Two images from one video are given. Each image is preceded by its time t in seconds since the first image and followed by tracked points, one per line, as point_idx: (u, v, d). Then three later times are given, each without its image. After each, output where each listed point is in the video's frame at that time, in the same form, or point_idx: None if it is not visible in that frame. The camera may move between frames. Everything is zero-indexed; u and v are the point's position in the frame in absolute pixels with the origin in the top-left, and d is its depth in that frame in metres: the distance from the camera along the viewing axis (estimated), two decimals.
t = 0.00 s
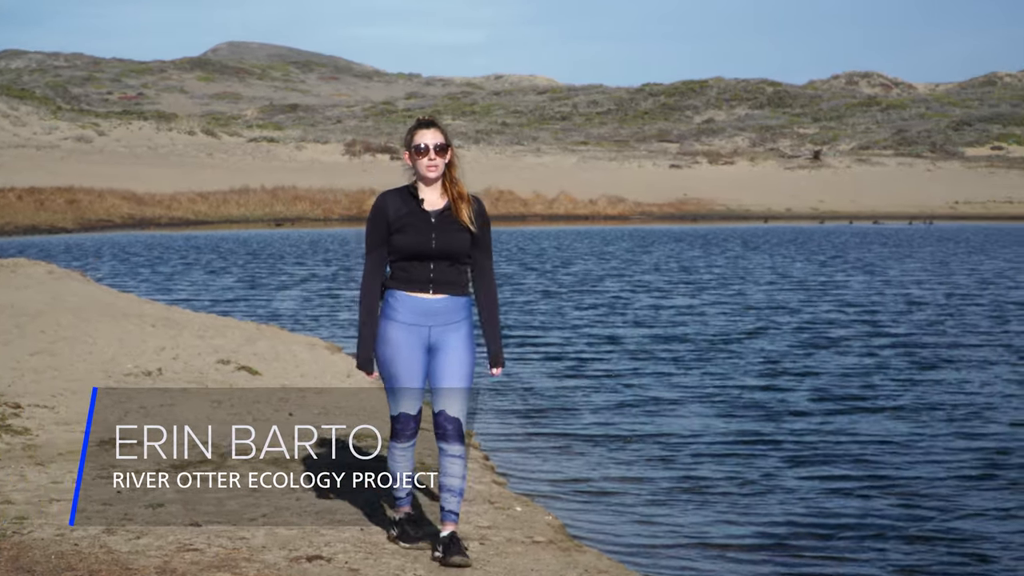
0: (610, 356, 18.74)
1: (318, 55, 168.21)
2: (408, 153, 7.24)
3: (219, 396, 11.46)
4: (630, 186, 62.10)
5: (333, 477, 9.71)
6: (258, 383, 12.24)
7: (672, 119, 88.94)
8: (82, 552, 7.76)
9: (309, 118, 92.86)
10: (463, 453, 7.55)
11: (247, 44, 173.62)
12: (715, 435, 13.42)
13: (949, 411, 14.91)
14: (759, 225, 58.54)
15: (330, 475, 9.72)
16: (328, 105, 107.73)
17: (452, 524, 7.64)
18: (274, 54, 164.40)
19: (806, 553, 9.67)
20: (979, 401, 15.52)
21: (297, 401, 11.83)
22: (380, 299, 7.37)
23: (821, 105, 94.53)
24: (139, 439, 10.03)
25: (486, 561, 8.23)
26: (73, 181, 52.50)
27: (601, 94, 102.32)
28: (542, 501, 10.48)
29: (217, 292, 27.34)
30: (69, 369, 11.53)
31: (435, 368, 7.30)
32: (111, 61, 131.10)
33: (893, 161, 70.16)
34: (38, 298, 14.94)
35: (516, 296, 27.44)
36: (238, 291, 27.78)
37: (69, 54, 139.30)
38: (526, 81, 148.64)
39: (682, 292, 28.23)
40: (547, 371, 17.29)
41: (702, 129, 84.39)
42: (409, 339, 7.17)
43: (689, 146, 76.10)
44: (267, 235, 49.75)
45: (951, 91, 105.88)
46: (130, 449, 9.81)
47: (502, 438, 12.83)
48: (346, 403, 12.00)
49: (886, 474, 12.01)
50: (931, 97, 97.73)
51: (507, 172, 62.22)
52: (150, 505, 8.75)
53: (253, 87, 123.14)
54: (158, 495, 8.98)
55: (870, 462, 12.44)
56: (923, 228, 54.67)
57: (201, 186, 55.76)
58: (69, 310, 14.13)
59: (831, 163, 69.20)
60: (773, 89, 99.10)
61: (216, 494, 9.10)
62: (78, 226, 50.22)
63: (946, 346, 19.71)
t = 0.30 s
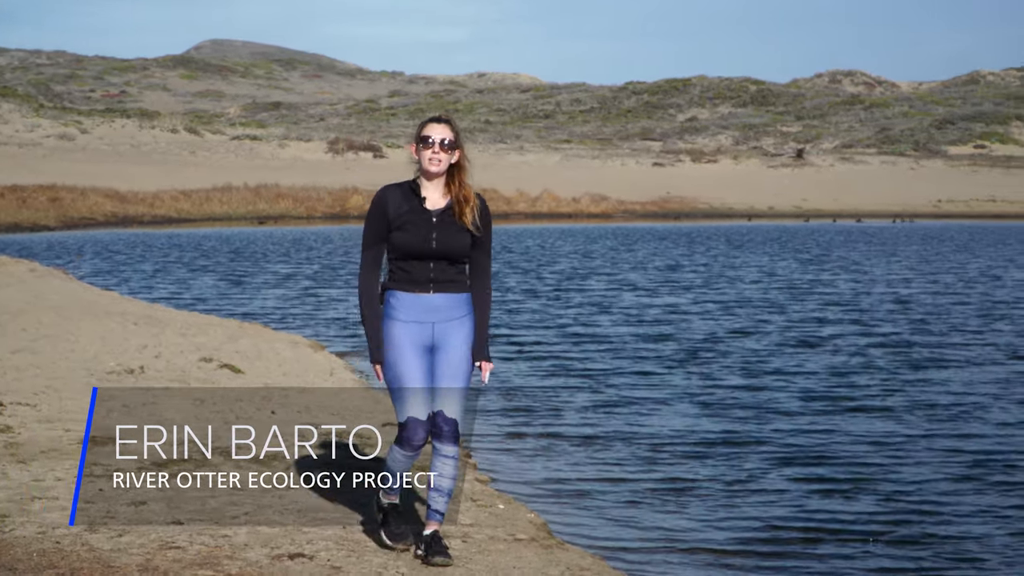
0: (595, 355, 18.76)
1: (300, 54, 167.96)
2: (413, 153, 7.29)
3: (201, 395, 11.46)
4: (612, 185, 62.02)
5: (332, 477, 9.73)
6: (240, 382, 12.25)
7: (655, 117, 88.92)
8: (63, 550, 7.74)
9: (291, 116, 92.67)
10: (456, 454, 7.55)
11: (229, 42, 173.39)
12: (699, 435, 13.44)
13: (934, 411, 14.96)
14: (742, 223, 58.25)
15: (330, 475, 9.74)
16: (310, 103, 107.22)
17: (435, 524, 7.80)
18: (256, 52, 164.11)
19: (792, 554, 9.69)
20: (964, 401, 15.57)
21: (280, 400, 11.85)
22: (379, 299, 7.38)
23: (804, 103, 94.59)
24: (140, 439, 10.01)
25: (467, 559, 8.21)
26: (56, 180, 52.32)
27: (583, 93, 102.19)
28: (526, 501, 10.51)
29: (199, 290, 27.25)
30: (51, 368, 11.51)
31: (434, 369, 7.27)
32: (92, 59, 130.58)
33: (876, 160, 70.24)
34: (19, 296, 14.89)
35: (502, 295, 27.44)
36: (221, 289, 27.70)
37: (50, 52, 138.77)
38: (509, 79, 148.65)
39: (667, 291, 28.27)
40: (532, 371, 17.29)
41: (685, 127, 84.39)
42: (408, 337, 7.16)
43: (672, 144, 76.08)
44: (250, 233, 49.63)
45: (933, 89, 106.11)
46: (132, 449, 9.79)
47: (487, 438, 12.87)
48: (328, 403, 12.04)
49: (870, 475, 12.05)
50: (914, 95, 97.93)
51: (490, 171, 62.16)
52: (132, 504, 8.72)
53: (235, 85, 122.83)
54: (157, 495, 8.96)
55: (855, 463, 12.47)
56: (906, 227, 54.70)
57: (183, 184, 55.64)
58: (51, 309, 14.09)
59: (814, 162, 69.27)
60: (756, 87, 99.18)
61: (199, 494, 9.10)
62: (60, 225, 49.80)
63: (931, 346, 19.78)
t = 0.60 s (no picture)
0: (580, 350, 18.76)
1: (284, 48, 167.95)
2: (413, 144, 7.12)
3: (184, 389, 11.48)
4: (596, 179, 62.09)
5: (333, 477, 9.75)
6: (222, 376, 12.27)
7: (638, 112, 89.08)
8: (45, 545, 7.73)
9: (275, 110, 92.61)
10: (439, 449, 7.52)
11: (215, 36, 173.54)
12: (683, 431, 13.45)
13: (919, 407, 15.01)
14: (725, 216, 58.27)
15: (329, 475, 9.75)
16: (294, 97, 107.09)
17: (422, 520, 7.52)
18: (240, 46, 163.98)
19: (779, 551, 9.71)
20: (950, 396, 15.62)
21: (263, 393, 11.89)
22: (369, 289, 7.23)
23: (788, 97, 94.77)
24: (141, 439, 9.92)
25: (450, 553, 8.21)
26: (39, 173, 52.31)
27: (567, 86, 102.20)
28: (513, 497, 10.56)
29: (182, 284, 27.20)
30: (33, 362, 11.50)
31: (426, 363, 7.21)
32: (76, 52, 130.34)
33: (859, 154, 70.47)
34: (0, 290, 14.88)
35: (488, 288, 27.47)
36: (205, 283, 27.67)
37: (34, 45, 138.48)
38: (492, 72, 148.77)
39: (652, 285, 28.30)
40: (517, 366, 17.29)
41: (669, 121, 84.52)
42: (403, 331, 7.04)
43: (655, 138, 76.22)
44: (233, 227, 49.70)
45: (917, 83, 106.43)
46: (132, 449, 9.71)
47: (470, 433, 12.90)
48: (310, 397, 12.09)
49: (854, 471, 12.08)
50: (897, 90, 98.21)
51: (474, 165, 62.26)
52: (114, 498, 8.72)
53: (220, 79, 122.72)
54: (157, 495, 8.91)
55: (840, 460, 12.49)
56: (888, 221, 54.93)
57: (166, 178, 55.65)
58: (33, 303, 14.08)
59: (797, 156, 69.48)
60: (740, 82, 99.39)
61: (181, 488, 9.10)
62: (43, 218, 49.87)
63: (918, 341, 19.83)
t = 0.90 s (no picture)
0: (566, 346, 18.72)
1: (267, 42, 167.61)
2: (410, 139, 6.99)
3: (166, 383, 11.49)
4: (579, 173, 62.01)
5: (333, 477, 9.66)
6: (205, 370, 12.28)
7: (622, 106, 89.07)
8: (26, 538, 7.72)
9: (258, 103, 92.42)
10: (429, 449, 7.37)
11: (199, 30, 173.28)
12: (664, 429, 13.44)
13: (903, 404, 15.02)
14: (708, 211, 58.24)
15: (329, 475, 9.67)
16: (277, 90, 106.83)
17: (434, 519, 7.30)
18: (224, 39, 163.65)
19: (767, 550, 9.70)
20: (934, 393, 15.65)
21: (245, 387, 11.92)
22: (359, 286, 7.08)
23: (771, 92, 94.85)
24: (141, 439, 9.85)
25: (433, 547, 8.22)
26: (21, 167, 52.25)
27: (550, 81, 102.06)
28: (498, 493, 10.57)
29: (164, 278, 27.14)
30: (15, 355, 11.48)
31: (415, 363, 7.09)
32: (59, 45, 129.84)
33: (843, 149, 70.56)
34: None
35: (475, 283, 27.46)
36: (187, 277, 27.53)
37: (17, 39, 137.90)
38: (476, 66, 148.71)
39: (638, 280, 28.32)
40: (501, 362, 17.25)
41: (653, 115, 84.50)
42: (396, 329, 6.91)
43: (639, 132, 76.20)
44: (217, 221, 49.58)
45: (900, 78, 106.65)
46: (132, 448, 9.64)
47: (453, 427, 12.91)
48: (292, 390, 12.10)
49: (838, 469, 12.07)
50: (881, 84, 98.41)
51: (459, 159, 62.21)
52: (96, 492, 8.70)
53: (203, 72, 122.37)
54: (158, 495, 8.83)
55: (823, 457, 12.49)
56: (870, 216, 55.02)
57: (148, 171, 55.47)
58: (13, 296, 14.05)
59: (781, 150, 69.51)
60: (724, 76, 99.49)
61: (163, 482, 9.11)
62: (25, 211, 49.74)
63: (904, 337, 19.87)
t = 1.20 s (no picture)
0: (549, 343, 18.73)
1: (247, 38, 167.31)
2: (393, 135, 6.91)
3: (148, 378, 11.52)
4: (562, 168, 61.90)
5: (333, 477, 9.63)
6: (186, 365, 12.31)
7: (604, 101, 89.03)
8: (7, 535, 7.71)
9: (240, 99, 92.19)
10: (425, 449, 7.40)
11: (179, 25, 173.25)
12: (645, 426, 13.47)
13: (886, 400, 15.08)
14: (691, 205, 58.27)
15: (329, 475, 9.63)
16: (259, 87, 106.62)
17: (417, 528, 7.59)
18: (205, 35, 163.44)
19: (757, 548, 9.70)
20: (919, 389, 15.70)
21: (226, 382, 11.96)
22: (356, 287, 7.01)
23: (753, 86, 94.86)
24: (141, 439, 9.86)
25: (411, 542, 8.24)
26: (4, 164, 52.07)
27: (533, 76, 101.97)
28: (481, 489, 10.61)
29: (145, 275, 27.06)
30: None
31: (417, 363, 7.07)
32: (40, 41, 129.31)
33: (825, 143, 70.58)
34: None
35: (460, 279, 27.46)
36: (168, 274, 27.44)
37: None
38: (458, 62, 148.65)
39: (623, 275, 28.37)
40: (484, 359, 17.26)
41: (635, 110, 84.45)
42: (397, 331, 6.89)
43: (621, 127, 76.14)
44: (199, 216, 49.46)
45: (881, 72, 106.80)
46: (132, 448, 9.65)
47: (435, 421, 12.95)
48: (274, 386, 12.16)
49: (819, 466, 12.11)
50: (862, 78, 98.53)
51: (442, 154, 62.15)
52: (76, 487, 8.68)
53: (184, 68, 122.02)
54: (160, 494, 8.83)
55: (807, 454, 12.52)
56: (852, 210, 55.05)
57: (130, 168, 55.30)
58: None
59: (763, 145, 69.48)
60: (705, 71, 99.60)
61: (141, 478, 9.09)
62: (7, 208, 49.55)
63: (889, 331, 19.93)
